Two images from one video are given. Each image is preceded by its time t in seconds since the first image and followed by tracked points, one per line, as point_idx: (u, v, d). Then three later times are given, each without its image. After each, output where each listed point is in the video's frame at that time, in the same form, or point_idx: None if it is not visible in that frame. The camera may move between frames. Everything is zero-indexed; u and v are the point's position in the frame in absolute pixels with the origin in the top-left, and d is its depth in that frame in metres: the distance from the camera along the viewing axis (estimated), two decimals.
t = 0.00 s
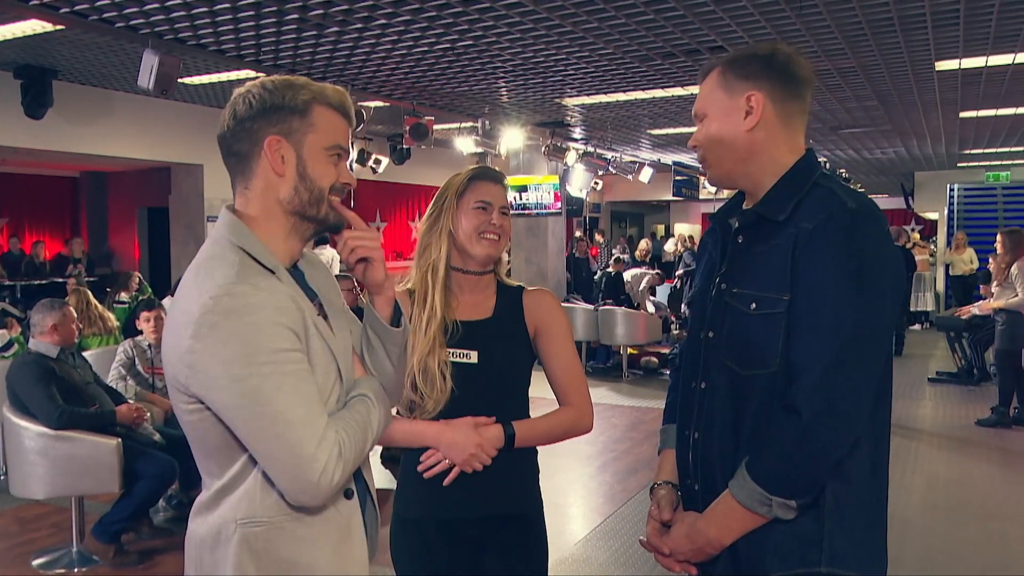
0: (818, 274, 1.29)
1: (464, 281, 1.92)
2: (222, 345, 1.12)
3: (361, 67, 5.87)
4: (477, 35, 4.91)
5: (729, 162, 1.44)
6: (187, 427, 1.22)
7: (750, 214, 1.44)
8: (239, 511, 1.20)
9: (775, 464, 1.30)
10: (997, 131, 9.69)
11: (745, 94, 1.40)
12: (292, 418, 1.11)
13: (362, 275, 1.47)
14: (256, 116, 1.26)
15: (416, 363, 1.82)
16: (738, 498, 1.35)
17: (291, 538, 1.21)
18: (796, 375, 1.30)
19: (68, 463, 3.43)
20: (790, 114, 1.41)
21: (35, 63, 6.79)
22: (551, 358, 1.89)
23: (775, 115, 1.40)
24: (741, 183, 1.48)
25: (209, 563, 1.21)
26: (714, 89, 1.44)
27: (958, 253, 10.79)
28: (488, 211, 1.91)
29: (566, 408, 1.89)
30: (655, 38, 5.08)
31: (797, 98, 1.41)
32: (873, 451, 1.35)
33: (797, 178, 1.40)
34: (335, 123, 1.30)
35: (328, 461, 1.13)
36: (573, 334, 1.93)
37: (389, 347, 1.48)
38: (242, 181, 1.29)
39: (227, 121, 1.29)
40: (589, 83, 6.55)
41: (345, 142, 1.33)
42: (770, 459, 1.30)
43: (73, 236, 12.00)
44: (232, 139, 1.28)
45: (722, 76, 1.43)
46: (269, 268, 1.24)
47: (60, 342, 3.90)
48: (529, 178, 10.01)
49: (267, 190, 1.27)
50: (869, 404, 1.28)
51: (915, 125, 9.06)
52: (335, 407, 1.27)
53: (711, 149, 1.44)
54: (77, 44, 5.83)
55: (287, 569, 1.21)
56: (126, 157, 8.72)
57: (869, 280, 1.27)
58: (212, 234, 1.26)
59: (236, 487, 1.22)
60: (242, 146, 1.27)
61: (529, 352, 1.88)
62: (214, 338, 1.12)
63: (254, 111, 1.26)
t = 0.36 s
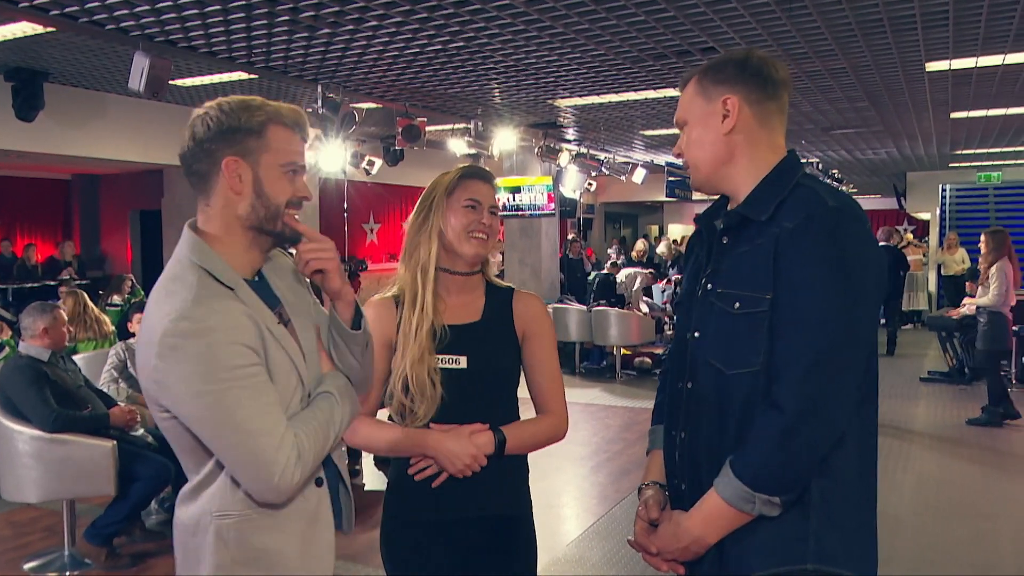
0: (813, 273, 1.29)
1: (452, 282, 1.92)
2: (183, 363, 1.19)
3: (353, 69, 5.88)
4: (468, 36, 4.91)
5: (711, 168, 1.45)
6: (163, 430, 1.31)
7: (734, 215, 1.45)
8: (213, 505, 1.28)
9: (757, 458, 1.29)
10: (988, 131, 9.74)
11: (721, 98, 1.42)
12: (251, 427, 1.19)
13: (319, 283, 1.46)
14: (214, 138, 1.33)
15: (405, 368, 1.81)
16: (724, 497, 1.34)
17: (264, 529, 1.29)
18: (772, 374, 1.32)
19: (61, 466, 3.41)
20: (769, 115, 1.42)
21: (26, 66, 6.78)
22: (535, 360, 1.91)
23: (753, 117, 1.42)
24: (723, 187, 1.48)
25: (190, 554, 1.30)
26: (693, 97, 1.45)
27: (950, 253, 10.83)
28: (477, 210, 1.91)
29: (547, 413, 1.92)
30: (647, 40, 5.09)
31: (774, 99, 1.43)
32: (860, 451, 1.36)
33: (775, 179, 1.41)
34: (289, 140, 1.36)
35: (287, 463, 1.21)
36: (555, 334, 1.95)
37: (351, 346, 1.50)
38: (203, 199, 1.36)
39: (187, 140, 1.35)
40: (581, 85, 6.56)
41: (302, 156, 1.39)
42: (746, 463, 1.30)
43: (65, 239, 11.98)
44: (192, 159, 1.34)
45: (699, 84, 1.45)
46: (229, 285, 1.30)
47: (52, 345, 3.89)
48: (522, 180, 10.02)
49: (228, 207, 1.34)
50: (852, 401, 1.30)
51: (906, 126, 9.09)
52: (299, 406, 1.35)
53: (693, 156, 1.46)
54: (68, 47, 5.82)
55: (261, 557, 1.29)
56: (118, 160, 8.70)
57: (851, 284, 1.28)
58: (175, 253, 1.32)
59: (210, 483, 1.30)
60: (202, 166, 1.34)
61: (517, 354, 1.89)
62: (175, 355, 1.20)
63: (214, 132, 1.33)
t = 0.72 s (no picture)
0: (807, 266, 1.30)
1: (443, 279, 1.93)
2: (151, 343, 1.21)
3: (354, 68, 5.89)
4: (468, 34, 4.92)
5: (708, 165, 1.46)
6: (142, 418, 1.34)
7: (730, 213, 1.45)
8: (184, 497, 1.29)
9: (748, 460, 1.30)
10: (991, 130, 9.72)
11: (718, 97, 1.42)
12: (219, 412, 1.20)
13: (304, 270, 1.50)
14: (197, 128, 1.35)
15: (401, 368, 1.82)
16: (719, 495, 1.35)
17: (234, 525, 1.30)
18: (767, 370, 1.33)
19: (65, 462, 3.43)
20: (764, 112, 1.43)
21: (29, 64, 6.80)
22: (526, 358, 1.93)
23: (749, 114, 1.42)
24: (719, 184, 1.49)
25: (160, 546, 1.31)
26: (688, 96, 1.46)
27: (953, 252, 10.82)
28: (467, 211, 1.92)
29: (537, 422, 1.91)
30: (647, 38, 5.09)
31: (770, 95, 1.43)
32: (858, 452, 1.37)
33: (768, 176, 1.42)
34: (274, 132, 1.39)
35: (255, 451, 1.21)
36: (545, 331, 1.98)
37: (337, 345, 1.54)
38: (186, 189, 1.38)
39: (170, 130, 1.37)
40: (582, 83, 6.57)
41: (286, 149, 1.41)
42: (742, 460, 1.31)
43: (69, 237, 12.02)
44: (174, 150, 1.37)
45: (693, 84, 1.45)
46: (207, 270, 1.32)
47: (54, 342, 3.91)
48: (524, 177, 10.03)
49: (210, 198, 1.36)
50: (846, 400, 1.30)
51: (908, 124, 9.09)
52: (276, 399, 1.35)
53: (689, 154, 1.47)
54: (70, 45, 5.84)
55: (232, 553, 1.29)
56: (121, 158, 8.73)
57: (847, 283, 1.29)
58: (157, 240, 1.36)
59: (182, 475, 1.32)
60: (184, 156, 1.36)
61: (511, 354, 1.90)
62: (143, 336, 1.22)
63: (197, 122, 1.35)
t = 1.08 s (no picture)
0: (802, 250, 1.30)
1: (425, 274, 1.94)
2: (120, 327, 1.17)
3: (346, 61, 5.87)
4: (460, 28, 4.91)
5: (699, 157, 1.46)
6: (95, 418, 1.28)
7: (719, 205, 1.45)
8: (147, 507, 1.24)
9: (749, 460, 1.30)
10: (984, 123, 9.74)
11: (708, 88, 1.42)
12: (196, 403, 1.17)
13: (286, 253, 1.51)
14: (203, 114, 1.29)
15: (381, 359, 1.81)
16: (708, 487, 1.35)
17: (198, 536, 1.25)
18: (758, 360, 1.32)
19: (56, 457, 3.42)
20: (754, 104, 1.43)
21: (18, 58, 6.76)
22: (510, 352, 1.93)
23: (739, 106, 1.42)
24: (709, 176, 1.49)
25: (118, 561, 1.26)
26: (680, 88, 1.45)
27: (945, 245, 10.85)
28: (433, 205, 1.92)
29: (520, 418, 1.90)
30: (639, 31, 5.09)
31: (759, 89, 1.44)
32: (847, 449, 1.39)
33: (774, 169, 1.41)
34: (276, 130, 1.37)
35: (232, 448, 1.19)
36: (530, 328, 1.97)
37: (318, 339, 1.51)
38: (175, 174, 1.32)
39: (169, 110, 1.30)
40: (575, 76, 6.56)
41: (281, 146, 1.39)
42: (736, 452, 1.32)
43: (60, 233, 11.99)
44: (172, 134, 1.30)
45: (684, 73, 1.45)
46: (183, 255, 1.30)
47: (44, 338, 3.90)
48: (518, 171, 10.02)
49: (202, 188, 1.32)
50: (834, 396, 1.30)
51: (900, 118, 9.11)
52: (253, 398, 1.31)
53: (680, 147, 1.46)
54: (60, 39, 5.81)
55: (195, 568, 1.25)
56: (112, 152, 8.69)
57: (840, 273, 1.29)
58: (128, 224, 1.32)
59: (145, 482, 1.27)
60: (186, 142, 1.30)
61: (497, 348, 1.90)
62: (111, 319, 1.18)
63: (205, 108, 1.29)
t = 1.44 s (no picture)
0: (803, 248, 1.30)
1: (421, 271, 1.94)
2: (116, 336, 1.11)
3: (346, 60, 5.87)
4: (460, 27, 4.91)
5: (697, 156, 1.46)
6: (75, 427, 1.20)
7: (716, 205, 1.45)
8: (135, 519, 1.19)
9: (749, 463, 1.31)
10: (983, 122, 9.74)
11: (706, 88, 1.42)
12: (198, 417, 1.13)
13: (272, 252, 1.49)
14: (202, 108, 1.23)
15: (373, 358, 1.81)
16: (704, 487, 1.35)
17: (190, 549, 1.22)
18: (761, 360, 1.33)
19: (53, 455, 3.42)
20: (751, 103, 1.43)
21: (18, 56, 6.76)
22: (506, 349, 1.92)
23: (737, 105, 1.42)
24: (706, 176, 1.49)
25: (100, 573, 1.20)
26: (677, 89, 1.45)
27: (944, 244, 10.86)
28: (441, 204, 1.93)
29: (516, 415, 1.89)
30: (639, 30, 5.09)
31: (756, 88, 1.44)
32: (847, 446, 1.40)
33: (768, 172, 1.41)
34: (273, 127, 1.32)
35: (236, 462, 1.17)
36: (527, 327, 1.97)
37: (305, 340, 1.52)
38: (164, 166, 1.25)
39: (165, 99, 1.23)
40: (574, 75, 6.57)
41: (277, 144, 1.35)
42: (739, 453, 1.31)
43: (60, 230, 11.99)
44: (165, 125, 1.23)
45: (681, 74, 1.45)
46: (175, 256, 1.24)
47: (43, 335, 3.90)
48: (517, 170, 10.02)
49: (193, 184, 1.26)
50: (830, 397, 1.30)
51: (899, 116, 9.11)
52: (244, 404, 1.30)
53: (676, 146, 1.47)
54: (59, 36, 5.81)
55: None
56: (111, 150, 8.69)
57: (838, 269, 1.29)
58: (110, 218, 1.24)
59: (129, 492, 1.22)
60: (180, 134, 1.23)
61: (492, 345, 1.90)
62: (105, 327, 1.12)
63: (204, 101, 1.23)
